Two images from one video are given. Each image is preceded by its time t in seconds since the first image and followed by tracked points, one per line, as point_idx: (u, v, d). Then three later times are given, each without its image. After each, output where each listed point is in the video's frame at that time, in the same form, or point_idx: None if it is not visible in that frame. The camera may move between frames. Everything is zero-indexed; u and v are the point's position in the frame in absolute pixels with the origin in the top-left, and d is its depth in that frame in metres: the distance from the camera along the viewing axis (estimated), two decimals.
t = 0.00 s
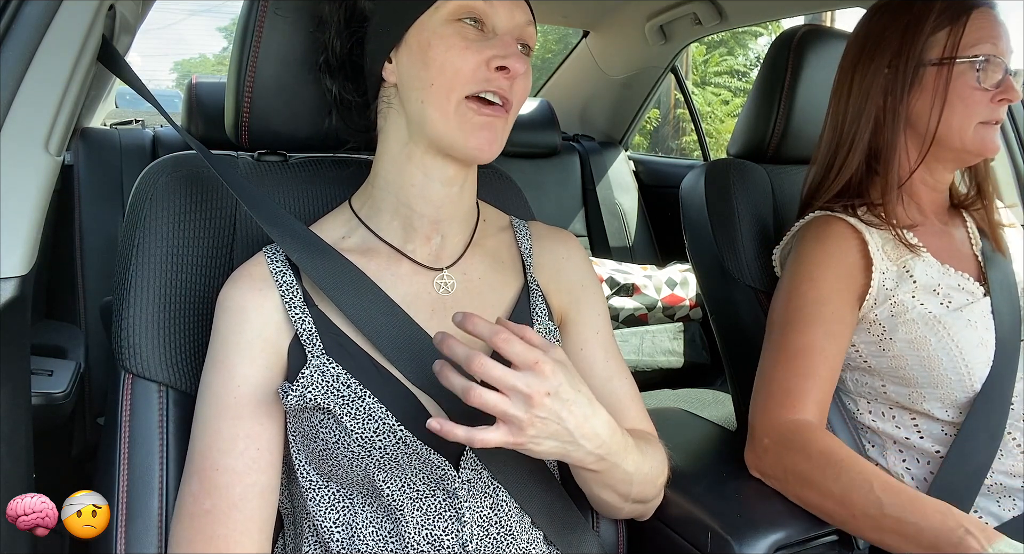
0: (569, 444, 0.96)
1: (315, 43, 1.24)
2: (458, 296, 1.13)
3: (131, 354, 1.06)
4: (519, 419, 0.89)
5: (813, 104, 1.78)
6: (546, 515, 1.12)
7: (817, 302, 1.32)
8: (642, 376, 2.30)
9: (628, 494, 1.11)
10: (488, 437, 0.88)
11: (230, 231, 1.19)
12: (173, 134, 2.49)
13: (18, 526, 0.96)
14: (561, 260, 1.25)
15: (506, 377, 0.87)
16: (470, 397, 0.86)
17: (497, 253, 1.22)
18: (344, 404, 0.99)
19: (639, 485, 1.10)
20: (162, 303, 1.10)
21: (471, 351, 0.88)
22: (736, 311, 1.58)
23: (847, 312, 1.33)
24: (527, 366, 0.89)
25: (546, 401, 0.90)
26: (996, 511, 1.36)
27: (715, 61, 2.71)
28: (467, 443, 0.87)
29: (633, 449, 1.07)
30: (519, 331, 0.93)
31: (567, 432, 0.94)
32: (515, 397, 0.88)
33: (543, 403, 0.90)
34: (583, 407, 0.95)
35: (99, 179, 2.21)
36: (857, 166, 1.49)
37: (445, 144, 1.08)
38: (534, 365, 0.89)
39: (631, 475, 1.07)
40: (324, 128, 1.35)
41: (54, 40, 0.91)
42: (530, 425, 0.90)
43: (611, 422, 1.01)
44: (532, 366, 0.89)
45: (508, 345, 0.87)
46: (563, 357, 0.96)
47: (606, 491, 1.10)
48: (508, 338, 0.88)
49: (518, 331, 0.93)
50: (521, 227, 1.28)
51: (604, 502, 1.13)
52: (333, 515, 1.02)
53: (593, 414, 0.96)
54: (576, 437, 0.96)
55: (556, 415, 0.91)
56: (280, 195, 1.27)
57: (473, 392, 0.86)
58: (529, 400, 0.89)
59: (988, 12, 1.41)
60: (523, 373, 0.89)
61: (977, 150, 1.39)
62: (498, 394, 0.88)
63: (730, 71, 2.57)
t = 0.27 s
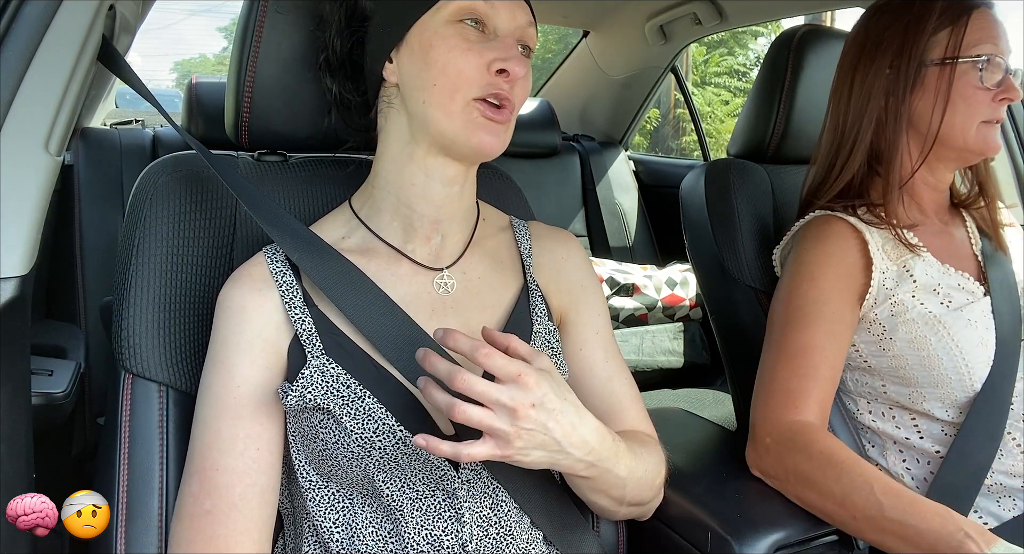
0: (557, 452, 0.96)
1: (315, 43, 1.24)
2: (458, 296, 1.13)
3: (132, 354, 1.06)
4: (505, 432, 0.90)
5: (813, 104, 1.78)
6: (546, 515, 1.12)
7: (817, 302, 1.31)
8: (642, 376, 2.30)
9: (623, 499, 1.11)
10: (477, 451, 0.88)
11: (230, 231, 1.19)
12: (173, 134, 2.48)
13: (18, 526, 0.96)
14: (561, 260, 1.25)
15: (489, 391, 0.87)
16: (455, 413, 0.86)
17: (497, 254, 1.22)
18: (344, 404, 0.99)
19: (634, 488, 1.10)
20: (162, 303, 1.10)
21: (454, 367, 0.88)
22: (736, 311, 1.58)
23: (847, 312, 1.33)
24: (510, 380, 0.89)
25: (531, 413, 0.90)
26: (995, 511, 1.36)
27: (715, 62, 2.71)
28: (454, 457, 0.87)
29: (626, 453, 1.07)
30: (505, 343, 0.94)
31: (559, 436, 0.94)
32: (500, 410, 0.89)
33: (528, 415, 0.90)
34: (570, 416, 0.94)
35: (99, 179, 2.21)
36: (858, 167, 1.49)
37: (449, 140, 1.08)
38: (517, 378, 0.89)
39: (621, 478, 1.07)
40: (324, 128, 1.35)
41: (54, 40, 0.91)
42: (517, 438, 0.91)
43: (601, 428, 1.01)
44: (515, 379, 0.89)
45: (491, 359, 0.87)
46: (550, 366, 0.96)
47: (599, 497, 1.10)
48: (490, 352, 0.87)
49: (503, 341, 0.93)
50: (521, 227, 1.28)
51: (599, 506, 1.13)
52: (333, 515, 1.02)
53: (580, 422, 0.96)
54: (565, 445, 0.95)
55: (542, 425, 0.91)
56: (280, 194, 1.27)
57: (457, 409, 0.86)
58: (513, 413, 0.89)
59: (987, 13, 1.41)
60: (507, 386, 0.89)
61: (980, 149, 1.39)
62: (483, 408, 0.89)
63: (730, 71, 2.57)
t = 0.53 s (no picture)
0: (559, 452, 0.95)
1: (315, 43, 1.24)
2: (458, 296, 1.13)
3: (131, 354, 1.06)
4: (506, 431, 0.89)
5: (813, 104, 1.78)
6: (546, 515, 1.12)
7: (817, 302, 1.31)
8: (642, 376, 2.30)
9: (624, 499, 1.11)
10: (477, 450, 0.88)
11: (230, 231, 1.19)
12: (173, 134, 2.48)
13: (18, 526, 0.96)
14: (561, 260, 1.25)
15: (490, 390, 0.87)
16: (456, 414, 0.86)
17: (497, 254, 1.22)
18: (344, 404, 0.99)
19: (633, 488, 1.10)
20: (162, 303, 1.10)
21: (456, 368, 0.87)
22: (736, 311, 1.58)
23: (847, 312, 1.33)
24: (511, 380, 0.89)
25: (532, 413, 0.90)
26: (995, 511, 1.36)
27: (715, 61, 2.71)
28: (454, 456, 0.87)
29: (627, 454, 1.06)
30: (507, 343, 0.93)
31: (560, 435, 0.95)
32: (501, 409, 0.89)
33: (529, 415, 0.90)
34: (571, 416, 0.94)
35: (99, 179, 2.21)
36: (859, 167, 1.49)
37: (450, 140, 1.08)
38: (518, 377, 0.89)
39: (624, 478, 1.07)
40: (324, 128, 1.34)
41: (53, 40, 0.91)
42: (518, 437, 0.90)
43: (602, 428, 1.01)
44: (515, 379, 0.89)
45: (491, 358, 0.87)
46: (551, 366, 0.95)
47: (600, 497, 1.10)
48: (490, 352, 0.87)
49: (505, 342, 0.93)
50: (521, 227, 1.28)
51: (600, 506, 1.13)
52: (334, 515, 1.02)
53: (581, 421, 0.96)
54: (565, 445, 0.95)
55: (543, 424, 0.91)
56: (280, 194, 1.27)
57: (458, 408, 0.86)
58: (515, 413, 0.89)
59: (987, 13, 1.41)
60: (508, 386, 0.89)
61: (981, 150, 1.39)
62: (483, 408, 0.89)
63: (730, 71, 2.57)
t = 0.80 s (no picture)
0: (546, 455, 0.96)
1: (316, 43, 1.24)
2: (458, 296, 1.13)
3: (131, 354, 1.06)
4: (489, 435, 0.90)
5: (813, 104, 1.78)
6: (546, 515, 1.12)
7: (817, 302, 1.31)
8: (642, 376, 2.30)
9: (618, 500, 1.10)
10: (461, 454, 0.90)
11: (230, 231, 1.19)
12: (173, 134, 2.48)
13: (18, 526, 0.96)
14: (561, 261, 1.25)
15: (471, 395, 0.88)
16: (438, 417, 0.87)
17: (497, 254, 1.22)
18: (344, 404, 0.99)
19: (631, 488, 1.10)
20: (162, 303, 1.10)
21: (438, 372, 0.88)
22: (736, 311, 1.58)
23: (847, 312, 1.33)
24: (493, 384, 0.89)
25: (516, 417, 0.90)
26: (995, 511, 1.36)
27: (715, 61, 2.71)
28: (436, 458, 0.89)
29: (620, 455, 1.07)
30: (499, 345, 0.93)
31: (559, 434, 0.95)
32: (484, 413, 0.89)
33: (513, 419, 0.90)
34: (558, 420, 0.94)
35: (99, 179, 2.21)
36: (858, 167, 1.49)
37: (450, 139, 1.08)
38: (501, 382, 0.89)
39: (615, 481, 1.07)
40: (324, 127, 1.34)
41: (54, 40, 0.91)
42: (502, 441, 0.91)
43: (592, 432, 1.01)
44: (499, 383, 0.89)
45: (472, 364, 0.87)
46: (542, 369, 0.95)
47: (592, 498, 1.09)
48: (472, 357, 0.87)
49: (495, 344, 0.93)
50: (521, 228, 1.28)
51: (593, 507, 1.12)
52: (334, 515, 1.02)
53: (569, 425, 0.96)
54: (553, 448, 0.96)
55: (529, 428, 0.91)
56: (280, 194, 1.27)
57: (439, 413, 0.87)
58: (497, 417, 0.89)
59: (987, 13, 1.41)
60: (491, 390, 0.89)
61: (980, 150, 1.39)
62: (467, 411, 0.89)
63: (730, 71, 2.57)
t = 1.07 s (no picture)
0: (560, 443, 0.96)
1: (315, 43, 1.24)
2: (458, 296, 1.13)
3: (132, 354, 1.06)
4: (506, 415, 0.90)
5: (814, 104, 1.78)
6: (546, 515, 1.12)
7: (817, 302, 1.31)
8: (642, 376, 2.30)
9: (625, 496, 1.10)
10: (477, 431, 0.89)
11: (230, 231, 1.19)
12: (173, 134, 2.48)
13: (18, 526, 0.96)
14: (561, 261, 1.25)
15: (491, 372, 0.88)
16: (457, 391, 0.87)
17: (497, 254, 1.22)
18: (344, 405, 0.99)
19: (633, 488, 1.10)
20: (162, 303, 1.10)
21: (460, 348, 0.89)
22: (736, 311, 1.58)
23: (848, 312, 1.33)
24: (515, 363, 0.89)
25: (534, 398, 0.90)
26: (995, 511, 1.36)
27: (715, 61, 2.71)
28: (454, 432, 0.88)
29: (630, 447, 1.07)
30: (515, 333, 0.94)
31: (559, 435, 0.95)
32: (503, 392, 0.89)
33: (531, 400, 0.90)
34: (574, 407, 0.94)
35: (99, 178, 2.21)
36: (859, 167, 1.49)
37: (448, 139, 1.08)
38: (521, 361, 0.89)
39: (621, 477, 1.07)
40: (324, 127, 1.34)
41: (53, 40, 0.91)
42: (518, 422, 0.91)
43: (606, 423, 1.01)
44: (519, 363, 0.90)
45: (494, 340, 0.87)
46: (558, 358, 0.96)
47: (601, 492, 1.10)
48: (493, 334, 0.88)
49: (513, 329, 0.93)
50: (521, 228, 1.28)
51: (600, 502, 1.12)
52: (334, 515, 1.02)
53: (584, 414, 0.96)
54: (568, 436, 0.96)
55: (545, 411, 0.92)
56: (280, 194, 1.27)
57: (460, 386, 0.87)
58: (516, 396, 0.89)
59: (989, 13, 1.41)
60: (511, 370, 0.89)
61: (979, 150, 1.39)
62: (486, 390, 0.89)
63: (729, 71, 2.57)
